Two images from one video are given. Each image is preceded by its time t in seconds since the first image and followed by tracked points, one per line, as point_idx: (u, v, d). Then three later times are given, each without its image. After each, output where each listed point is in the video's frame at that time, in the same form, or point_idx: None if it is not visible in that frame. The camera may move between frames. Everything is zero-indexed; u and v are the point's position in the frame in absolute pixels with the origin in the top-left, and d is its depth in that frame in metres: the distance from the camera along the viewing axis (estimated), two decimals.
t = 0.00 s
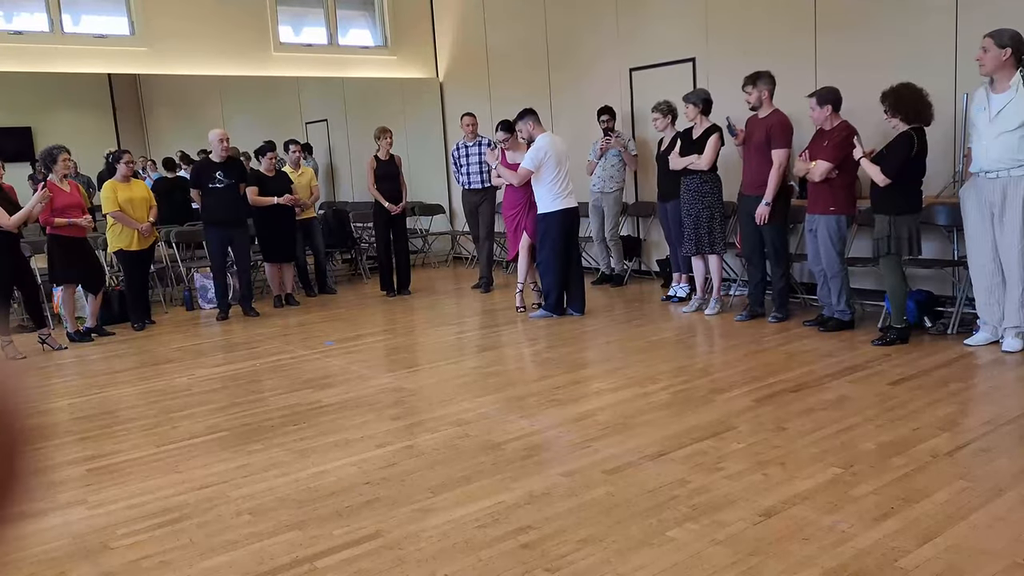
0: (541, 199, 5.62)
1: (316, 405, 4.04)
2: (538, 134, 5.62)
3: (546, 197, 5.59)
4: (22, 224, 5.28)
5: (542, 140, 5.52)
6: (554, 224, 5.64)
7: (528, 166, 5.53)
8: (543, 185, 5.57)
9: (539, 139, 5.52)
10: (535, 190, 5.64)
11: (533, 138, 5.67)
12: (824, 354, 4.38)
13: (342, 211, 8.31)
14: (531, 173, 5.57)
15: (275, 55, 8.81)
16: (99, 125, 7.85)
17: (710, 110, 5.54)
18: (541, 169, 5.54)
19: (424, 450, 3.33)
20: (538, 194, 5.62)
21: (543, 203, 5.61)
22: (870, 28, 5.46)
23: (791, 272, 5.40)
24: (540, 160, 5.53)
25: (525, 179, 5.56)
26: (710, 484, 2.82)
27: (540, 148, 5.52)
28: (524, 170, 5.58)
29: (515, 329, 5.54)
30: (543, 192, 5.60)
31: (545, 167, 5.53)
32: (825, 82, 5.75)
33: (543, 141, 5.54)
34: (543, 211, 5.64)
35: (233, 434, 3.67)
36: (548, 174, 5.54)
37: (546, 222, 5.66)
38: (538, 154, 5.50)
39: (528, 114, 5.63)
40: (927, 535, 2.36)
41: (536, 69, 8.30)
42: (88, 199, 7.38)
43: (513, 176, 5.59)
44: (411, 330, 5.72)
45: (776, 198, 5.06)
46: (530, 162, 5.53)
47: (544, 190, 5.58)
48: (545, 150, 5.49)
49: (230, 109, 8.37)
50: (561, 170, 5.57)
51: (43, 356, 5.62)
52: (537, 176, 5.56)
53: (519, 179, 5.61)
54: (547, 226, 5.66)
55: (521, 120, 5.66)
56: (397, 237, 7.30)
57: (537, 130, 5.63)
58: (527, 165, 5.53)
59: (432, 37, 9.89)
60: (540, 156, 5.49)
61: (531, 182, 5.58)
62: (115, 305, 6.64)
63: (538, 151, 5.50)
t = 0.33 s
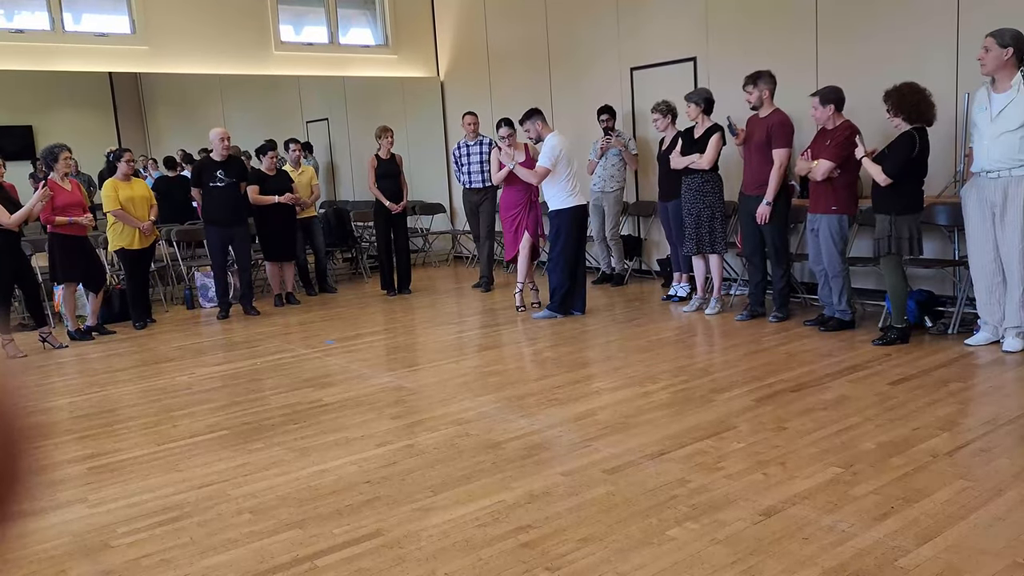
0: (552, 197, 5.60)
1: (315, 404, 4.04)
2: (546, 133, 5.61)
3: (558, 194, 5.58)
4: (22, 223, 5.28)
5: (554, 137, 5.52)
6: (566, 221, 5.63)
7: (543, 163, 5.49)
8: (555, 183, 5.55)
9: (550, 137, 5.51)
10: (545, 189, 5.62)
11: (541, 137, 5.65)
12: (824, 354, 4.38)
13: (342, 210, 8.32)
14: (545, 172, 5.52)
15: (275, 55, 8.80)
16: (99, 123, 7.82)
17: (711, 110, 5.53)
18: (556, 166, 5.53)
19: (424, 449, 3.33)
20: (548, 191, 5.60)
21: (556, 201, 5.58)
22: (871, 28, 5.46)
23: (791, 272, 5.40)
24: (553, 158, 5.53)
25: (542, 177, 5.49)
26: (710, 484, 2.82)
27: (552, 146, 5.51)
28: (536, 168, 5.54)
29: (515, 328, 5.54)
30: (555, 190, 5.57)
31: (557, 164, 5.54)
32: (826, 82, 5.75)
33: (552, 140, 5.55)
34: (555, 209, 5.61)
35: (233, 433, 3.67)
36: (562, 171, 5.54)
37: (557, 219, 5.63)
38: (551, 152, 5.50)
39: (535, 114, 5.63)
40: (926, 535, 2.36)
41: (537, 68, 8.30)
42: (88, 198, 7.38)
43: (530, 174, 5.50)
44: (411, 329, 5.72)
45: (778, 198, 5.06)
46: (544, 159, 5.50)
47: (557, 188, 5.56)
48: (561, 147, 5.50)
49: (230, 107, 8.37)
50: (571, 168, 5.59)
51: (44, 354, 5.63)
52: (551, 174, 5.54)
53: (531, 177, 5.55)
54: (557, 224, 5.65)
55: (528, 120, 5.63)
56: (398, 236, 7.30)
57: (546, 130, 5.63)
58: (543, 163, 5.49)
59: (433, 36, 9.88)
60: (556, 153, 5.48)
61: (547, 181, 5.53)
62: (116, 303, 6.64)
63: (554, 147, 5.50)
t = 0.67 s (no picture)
0: (555, 198, 5.52)
1: (316, 404, 4.04)
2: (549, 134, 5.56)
3: (561, 195, 5.51)
4: (23, 222, 5.29)
5: (555, 138, 5.48)
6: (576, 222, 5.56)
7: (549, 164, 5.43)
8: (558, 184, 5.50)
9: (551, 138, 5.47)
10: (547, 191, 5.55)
11: (544, 137, 5.59)
12: (825, 354, 4.37)
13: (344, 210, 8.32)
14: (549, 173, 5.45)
15: (277, 54, 8.81)
16: (100, 122, 7.83)
17: (713, 110, 5.52)
18: (562, 167, 5.49)
19: (425, 449, 3.33)
20: (551, 193, 5.52)
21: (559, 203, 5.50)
22: (873, 28, 5.46)
23: (793, 272, 5.39)
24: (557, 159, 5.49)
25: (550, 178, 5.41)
26: (711, 484, 2.82)
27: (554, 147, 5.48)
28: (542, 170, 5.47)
29: (516, 328, 5.55)
30: (557, 192, 5.51)
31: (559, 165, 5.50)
32: (827, 82, 5.75)
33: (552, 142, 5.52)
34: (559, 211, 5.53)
35: (233, 433, 3.67)
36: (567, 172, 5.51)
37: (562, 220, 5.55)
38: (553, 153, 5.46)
39: (536, 115, 5.60)
40: (927, 536, 2.36)
41: (538, 69, 8.30)
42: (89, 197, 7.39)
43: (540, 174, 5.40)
44: (412, 329, 5.72)
45: (780, 198, 5.05)
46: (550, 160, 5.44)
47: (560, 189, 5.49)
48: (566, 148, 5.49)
49: (232, 107, 8.37)
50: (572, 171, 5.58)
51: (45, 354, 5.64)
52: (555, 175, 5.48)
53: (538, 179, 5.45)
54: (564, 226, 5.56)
55: (532, 121, 5.58)
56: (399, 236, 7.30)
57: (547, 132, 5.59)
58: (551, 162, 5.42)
59: (435, 35, 9.87)
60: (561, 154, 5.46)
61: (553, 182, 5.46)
62: (117, 303, 6.65)
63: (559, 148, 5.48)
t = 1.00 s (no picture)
0: (548, 205, 5.65)
1: (319, 406, 4.05)
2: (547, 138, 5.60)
3: (555, 203, 5.64)
4: (27, 224, 5.29)
5: (553, 144, 5.53)
6: (564, 230, 5.70)
7: (551, 170, 5.48)
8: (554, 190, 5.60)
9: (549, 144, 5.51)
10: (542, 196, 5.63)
11: (541, 142, 5.65)
12: (827, 355, 4.37)
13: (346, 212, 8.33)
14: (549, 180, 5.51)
15: (279, 57, 8.82)
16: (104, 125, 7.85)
17: (715, 111, 5.52)
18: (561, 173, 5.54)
19: (428, 451, 3.33)
20: (545, 199, 5.65)
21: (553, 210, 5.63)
22: (875, 29, 5.45)
23: (795, 274, 5.38)
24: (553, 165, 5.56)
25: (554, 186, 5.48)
26: (713, 486, 2.82)
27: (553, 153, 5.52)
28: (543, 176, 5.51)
29: (519, 329, 5.55)
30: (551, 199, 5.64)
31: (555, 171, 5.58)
32: (829, 83, 5.75)
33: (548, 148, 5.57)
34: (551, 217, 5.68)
35: (237, 434, 3.68)
36: (567, 179, 5.58)
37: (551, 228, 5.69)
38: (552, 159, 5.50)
39: (534, 119, 5.62)
40: (929, 538, 2.35)
41: (540, 70, 8.30)
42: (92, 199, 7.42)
43: (545, 180, 5.43)
44: (415, 331, 5.73)
45: (782, 199, 5.05)
46: (550, 167, 5.49)
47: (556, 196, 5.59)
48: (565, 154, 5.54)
49: (235, 108, 8.43)
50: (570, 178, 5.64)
51: (49, 355, 5.66)
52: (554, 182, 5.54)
53: (540, 185, 5.49)
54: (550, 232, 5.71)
55: (529, 125, 5.63)
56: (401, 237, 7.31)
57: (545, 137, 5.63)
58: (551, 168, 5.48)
59: (436, 37, 9.88)
60: (561, 159, 5.51)
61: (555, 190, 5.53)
62: (120, 305, 6.67)
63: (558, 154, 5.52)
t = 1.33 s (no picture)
0: (537, 210, 5.67)
1: (328, 409, 4.05)
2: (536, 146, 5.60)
3: (542, 209, 5.67)
4: (39, 228, 5.33)
5: (542, 153, 5.56)
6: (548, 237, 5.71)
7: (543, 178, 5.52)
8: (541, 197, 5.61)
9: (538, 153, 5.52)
10: (531, 202, 5.65)
11: (530, 150, 5.66)
12: (838, 359, 4.35)
13: (356, 216, 8.35)
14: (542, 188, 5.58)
15: (289, 61, 8.86)
16: (116, 129, 7.90)
17: (730, 114, 5.49)
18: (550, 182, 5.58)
19: (437, 454, 3.34)
20: (533, 205, 5.66)
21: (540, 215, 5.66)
22: (886, 31, 5.43)
23: (805, 277, 5.36)
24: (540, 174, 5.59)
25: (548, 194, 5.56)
26: (723, 490, 2.81)
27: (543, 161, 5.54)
28: (535, 184, 5.54)
29: (528, 333, 5.55)
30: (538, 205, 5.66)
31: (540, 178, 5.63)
32: (839, 85, 5.73)
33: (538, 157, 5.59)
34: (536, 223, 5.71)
35: (247, 438, 3.69)
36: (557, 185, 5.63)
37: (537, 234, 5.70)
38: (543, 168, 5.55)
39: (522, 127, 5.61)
40: (941, 543, 2.34)
41: (549, 73, 8.31)
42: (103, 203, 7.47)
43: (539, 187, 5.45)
44: (424, 334, 5.74)
45: (791, 202, 5.04)
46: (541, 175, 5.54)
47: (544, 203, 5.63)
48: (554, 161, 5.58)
49: (245, 113, 8.48)
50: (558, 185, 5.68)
51: (62, 358, 5.69)
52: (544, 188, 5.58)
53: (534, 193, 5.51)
54: (535, 237, 5.71)
55: (519, 133, 5.63)
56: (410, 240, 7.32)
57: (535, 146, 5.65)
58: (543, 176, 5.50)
59: (445, 42, 9.91)
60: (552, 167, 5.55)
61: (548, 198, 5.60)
62: (131, 309, 6.71)
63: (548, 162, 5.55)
